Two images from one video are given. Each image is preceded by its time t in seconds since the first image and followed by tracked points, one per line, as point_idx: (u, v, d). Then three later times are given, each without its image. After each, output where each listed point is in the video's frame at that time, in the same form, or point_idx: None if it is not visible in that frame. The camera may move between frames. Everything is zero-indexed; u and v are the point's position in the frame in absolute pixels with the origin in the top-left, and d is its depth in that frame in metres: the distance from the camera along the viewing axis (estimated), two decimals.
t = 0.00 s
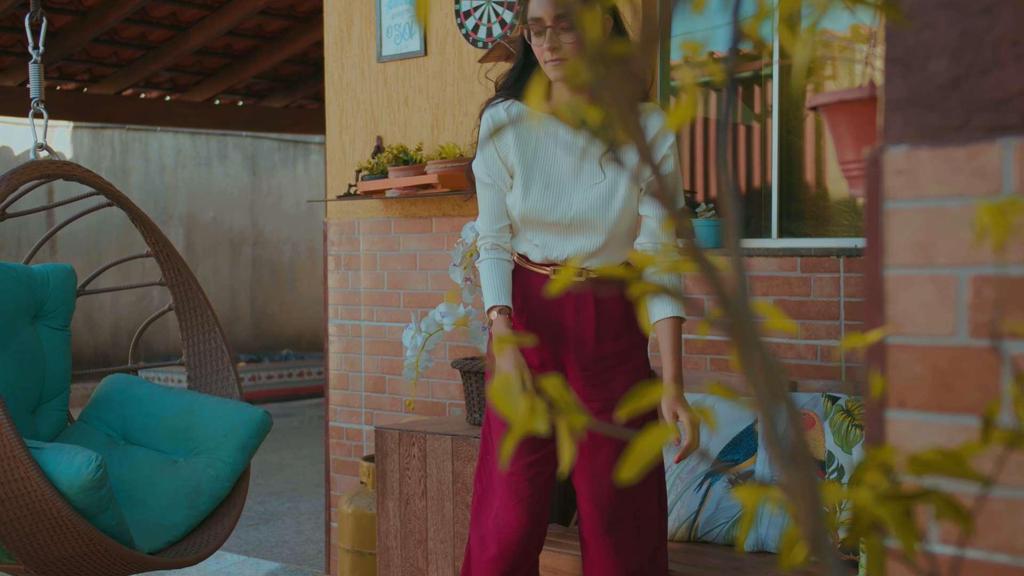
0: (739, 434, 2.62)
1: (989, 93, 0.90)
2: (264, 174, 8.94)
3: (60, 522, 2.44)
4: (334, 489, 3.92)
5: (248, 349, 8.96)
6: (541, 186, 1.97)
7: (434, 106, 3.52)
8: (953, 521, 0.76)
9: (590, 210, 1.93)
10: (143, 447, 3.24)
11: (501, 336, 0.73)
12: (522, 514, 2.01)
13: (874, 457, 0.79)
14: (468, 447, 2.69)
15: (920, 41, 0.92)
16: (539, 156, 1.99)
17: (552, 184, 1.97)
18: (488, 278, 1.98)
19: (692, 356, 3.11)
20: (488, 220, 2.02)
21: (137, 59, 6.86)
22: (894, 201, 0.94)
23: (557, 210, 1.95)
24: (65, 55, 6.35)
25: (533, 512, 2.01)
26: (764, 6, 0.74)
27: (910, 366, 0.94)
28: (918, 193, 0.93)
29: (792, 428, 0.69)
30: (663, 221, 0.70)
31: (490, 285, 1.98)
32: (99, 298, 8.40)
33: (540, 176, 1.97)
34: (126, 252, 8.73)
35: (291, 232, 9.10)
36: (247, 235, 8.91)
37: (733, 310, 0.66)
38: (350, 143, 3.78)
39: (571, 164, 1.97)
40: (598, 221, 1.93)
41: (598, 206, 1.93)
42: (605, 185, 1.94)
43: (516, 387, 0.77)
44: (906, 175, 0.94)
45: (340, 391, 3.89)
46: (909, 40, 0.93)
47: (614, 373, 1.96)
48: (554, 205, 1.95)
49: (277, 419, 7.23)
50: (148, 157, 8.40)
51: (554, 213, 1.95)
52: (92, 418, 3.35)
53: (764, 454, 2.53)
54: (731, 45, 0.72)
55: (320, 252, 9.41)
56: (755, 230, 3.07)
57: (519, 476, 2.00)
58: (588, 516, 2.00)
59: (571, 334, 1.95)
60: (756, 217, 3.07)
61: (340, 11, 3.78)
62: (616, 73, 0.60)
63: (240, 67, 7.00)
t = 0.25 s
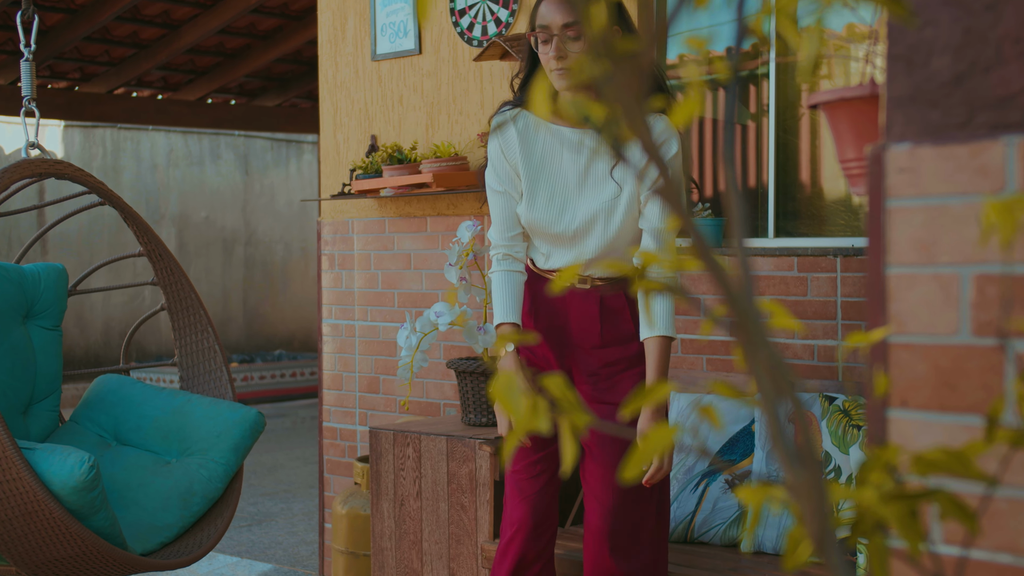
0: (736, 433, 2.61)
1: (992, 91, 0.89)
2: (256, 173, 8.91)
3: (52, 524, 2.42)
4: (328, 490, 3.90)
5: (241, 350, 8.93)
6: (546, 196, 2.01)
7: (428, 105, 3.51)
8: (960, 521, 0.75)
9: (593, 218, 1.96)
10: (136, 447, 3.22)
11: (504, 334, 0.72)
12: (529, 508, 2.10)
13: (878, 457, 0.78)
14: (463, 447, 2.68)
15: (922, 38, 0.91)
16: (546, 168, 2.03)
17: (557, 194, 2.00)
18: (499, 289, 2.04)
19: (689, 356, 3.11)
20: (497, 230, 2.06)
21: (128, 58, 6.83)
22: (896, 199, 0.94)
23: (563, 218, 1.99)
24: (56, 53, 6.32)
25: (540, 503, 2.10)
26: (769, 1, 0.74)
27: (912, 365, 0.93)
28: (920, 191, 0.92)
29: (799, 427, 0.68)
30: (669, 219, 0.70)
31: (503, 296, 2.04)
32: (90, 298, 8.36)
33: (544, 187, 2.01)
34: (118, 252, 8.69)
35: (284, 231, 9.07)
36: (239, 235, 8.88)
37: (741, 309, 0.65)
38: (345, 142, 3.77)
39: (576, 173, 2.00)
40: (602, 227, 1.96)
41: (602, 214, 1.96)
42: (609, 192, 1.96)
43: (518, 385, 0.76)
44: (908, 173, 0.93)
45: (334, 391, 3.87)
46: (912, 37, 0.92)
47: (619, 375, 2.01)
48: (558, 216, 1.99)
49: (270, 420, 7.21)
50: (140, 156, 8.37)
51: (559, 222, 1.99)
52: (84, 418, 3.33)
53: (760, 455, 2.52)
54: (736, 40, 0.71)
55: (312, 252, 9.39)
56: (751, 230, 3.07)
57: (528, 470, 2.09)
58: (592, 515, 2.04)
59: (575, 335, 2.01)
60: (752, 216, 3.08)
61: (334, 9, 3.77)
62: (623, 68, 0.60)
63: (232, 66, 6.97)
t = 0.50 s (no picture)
0: (733, 432, 2.59)
1: (994, 87, 0.89)
2: (248, 172, 8.88)
3: (44, 525, 2.40)
4: (322, 491, 3.89)
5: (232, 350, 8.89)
6: (546, 215, 2.02)
7: (422, 103, 3.50)
8: (966, 520, 0.75)
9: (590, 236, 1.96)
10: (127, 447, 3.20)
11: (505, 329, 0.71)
12: (534, 512, 2.10)
13: (882, 455, 0.77)
14: (457, 447, 2.66)
15: (924, 35, 0.91)
16: (544, 185, 2.03)
17: (557, 214, 2.01)
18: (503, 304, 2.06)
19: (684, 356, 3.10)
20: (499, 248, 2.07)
21: (119, 55, 6.78)
22: (899, 196, 0.93)
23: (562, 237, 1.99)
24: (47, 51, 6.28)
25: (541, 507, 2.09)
26: None
27: (914, 363, 0.93)
28: (922, 188, 0.92)
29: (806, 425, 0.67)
30: (674, 214, 0.69)
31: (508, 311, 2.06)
32: (81, 297, 8.31)
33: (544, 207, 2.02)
34: (108, 251, 8.64)
35: (276, 231, 9.05)
36: (231, 234, 8.85)
37: (747, 306, 0.65)
38: (338, 141, 3.75)
39: (574, 190, 2.00)
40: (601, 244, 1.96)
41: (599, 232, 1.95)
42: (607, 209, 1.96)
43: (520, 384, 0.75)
44: (910, 170, 0.93)
45: (327, 391, 3.85)
46: (914, 34, 0.91)
47: (626, 384, 2.02)
48: (558, 236, 2.00)
49: (262, 420, 7.18)
50: (131, 154, 8.33)
51: (558, 240, 2.00)
52: (75, 418, 3.30)
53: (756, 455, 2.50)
54: (740, 35, 0.70)
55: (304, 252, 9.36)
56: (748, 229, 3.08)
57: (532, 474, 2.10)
58: (593, 519, 2.04)
59: (582, 345, 2.02)
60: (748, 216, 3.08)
61: (327, 7, 3.75)
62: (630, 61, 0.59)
63: (224, 64, 6.94)
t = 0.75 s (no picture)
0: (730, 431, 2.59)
1: (998, 83, 0.88)
2: (239, 171, 8.86)
3: (35, 526, 2.38)
4: (314, 491, 3.87)
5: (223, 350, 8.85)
6: (544, 243, 2.06)
7: (416, 101, 3.49)
8: (972, 518, 0.74)
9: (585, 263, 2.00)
10: (118, 448, 3.18)
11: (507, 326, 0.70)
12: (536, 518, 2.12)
13: (887, 454, 0.77)
14: (451, 447, 2.65)
15: (927, 30, 0.90)
16: (541, 213, 2.06)
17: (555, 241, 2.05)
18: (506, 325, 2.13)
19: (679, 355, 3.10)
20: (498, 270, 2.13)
21: (110, 53, 6.74)
22: (901, 192, 0.92)
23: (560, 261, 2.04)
24: (36, 49, 6.23)
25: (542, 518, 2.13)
26: None
27: (916, 361, 0.92)
28: (925, 184, 0.91)
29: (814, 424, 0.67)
30: (677, 210, 0.68)
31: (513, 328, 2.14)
32: (71, 297, 8.26)
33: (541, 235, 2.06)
34: (98, 251, 8.60)
35: (267, 230, 9.01)
36: (222, 234, 8.82)
37: (754, 303, 0.64)
38: (331, 139, 3.74)
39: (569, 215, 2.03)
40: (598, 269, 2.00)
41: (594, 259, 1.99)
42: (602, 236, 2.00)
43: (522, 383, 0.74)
44: (913, 166, 0.92)
45: (320, 391, 3.84)
46: (916, 29, 0.90)
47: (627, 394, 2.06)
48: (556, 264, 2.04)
49: (254, 420, 7.15)
50: (121, 153, 8.29)
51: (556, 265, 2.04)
52: (65, 419, 3.28)
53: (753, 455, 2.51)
54: (746, 28, 0.70)
55: (296, 251, 9.33)
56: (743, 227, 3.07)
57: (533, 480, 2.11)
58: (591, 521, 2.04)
59: (583, 359, 2.07)
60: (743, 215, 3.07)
61: (320, 4, 3.73)
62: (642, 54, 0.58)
63: (215, 62, 6.91)
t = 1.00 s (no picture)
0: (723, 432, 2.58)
1: (1001, 79, 0.87)
2: (230, 170, 8.82)
3: (24, 527, 2.35)
4: (306, 492, 3.85)
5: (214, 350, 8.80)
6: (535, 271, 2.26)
7: (409, 100, 3.47)
8: (978, 519, 0.73)
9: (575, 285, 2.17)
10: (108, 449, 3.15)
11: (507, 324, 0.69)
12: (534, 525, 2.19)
13: (891, 453, 0.76)
14: (445, 447, 2.64)
15: (929, 26, 0.89)
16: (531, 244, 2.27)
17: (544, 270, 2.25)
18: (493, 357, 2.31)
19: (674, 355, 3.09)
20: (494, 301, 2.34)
21: (99, 51, 6.69)
22: (904, 189, 0.92)
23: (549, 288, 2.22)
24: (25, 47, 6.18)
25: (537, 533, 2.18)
26: None
27: (919, 359, 0.91)
28: (927, 182, 0.90)
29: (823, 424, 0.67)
30: (682, 208, 0.67)
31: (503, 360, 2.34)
32: (60, 297, 8.21)
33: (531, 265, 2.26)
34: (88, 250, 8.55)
35: (257, 229, 8.98)
36: (212, 233, 8.78)
37: (762, 300, 0.63)
38: (322, 137, 3.72)
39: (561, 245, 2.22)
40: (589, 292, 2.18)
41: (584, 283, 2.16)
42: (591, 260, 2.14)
43: (524, 381, 0.73)
44: (916, 163, 0.91)
45: (312, 391, 3.82)
46: (919, 25, 0.90)
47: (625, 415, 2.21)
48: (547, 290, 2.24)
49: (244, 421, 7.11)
50: (110, 152, 8.24)
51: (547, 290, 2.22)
52: (55, 419, 3.25)
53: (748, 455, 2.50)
54: (754, 24, 0.69)
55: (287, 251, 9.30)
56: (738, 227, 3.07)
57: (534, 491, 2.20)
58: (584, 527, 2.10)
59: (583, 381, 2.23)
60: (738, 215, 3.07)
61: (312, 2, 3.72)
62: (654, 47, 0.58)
63: (205, 60, 6.87)
